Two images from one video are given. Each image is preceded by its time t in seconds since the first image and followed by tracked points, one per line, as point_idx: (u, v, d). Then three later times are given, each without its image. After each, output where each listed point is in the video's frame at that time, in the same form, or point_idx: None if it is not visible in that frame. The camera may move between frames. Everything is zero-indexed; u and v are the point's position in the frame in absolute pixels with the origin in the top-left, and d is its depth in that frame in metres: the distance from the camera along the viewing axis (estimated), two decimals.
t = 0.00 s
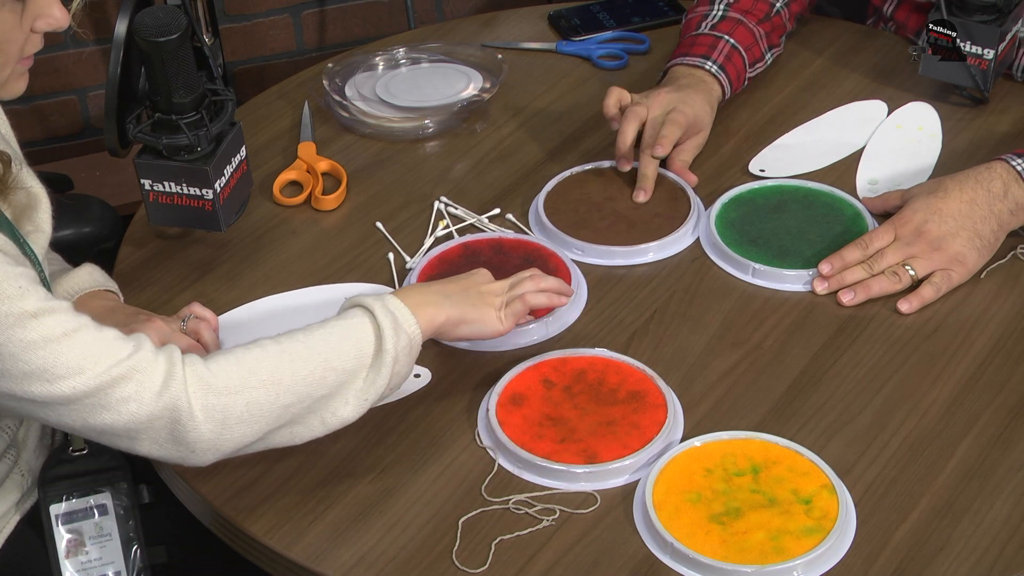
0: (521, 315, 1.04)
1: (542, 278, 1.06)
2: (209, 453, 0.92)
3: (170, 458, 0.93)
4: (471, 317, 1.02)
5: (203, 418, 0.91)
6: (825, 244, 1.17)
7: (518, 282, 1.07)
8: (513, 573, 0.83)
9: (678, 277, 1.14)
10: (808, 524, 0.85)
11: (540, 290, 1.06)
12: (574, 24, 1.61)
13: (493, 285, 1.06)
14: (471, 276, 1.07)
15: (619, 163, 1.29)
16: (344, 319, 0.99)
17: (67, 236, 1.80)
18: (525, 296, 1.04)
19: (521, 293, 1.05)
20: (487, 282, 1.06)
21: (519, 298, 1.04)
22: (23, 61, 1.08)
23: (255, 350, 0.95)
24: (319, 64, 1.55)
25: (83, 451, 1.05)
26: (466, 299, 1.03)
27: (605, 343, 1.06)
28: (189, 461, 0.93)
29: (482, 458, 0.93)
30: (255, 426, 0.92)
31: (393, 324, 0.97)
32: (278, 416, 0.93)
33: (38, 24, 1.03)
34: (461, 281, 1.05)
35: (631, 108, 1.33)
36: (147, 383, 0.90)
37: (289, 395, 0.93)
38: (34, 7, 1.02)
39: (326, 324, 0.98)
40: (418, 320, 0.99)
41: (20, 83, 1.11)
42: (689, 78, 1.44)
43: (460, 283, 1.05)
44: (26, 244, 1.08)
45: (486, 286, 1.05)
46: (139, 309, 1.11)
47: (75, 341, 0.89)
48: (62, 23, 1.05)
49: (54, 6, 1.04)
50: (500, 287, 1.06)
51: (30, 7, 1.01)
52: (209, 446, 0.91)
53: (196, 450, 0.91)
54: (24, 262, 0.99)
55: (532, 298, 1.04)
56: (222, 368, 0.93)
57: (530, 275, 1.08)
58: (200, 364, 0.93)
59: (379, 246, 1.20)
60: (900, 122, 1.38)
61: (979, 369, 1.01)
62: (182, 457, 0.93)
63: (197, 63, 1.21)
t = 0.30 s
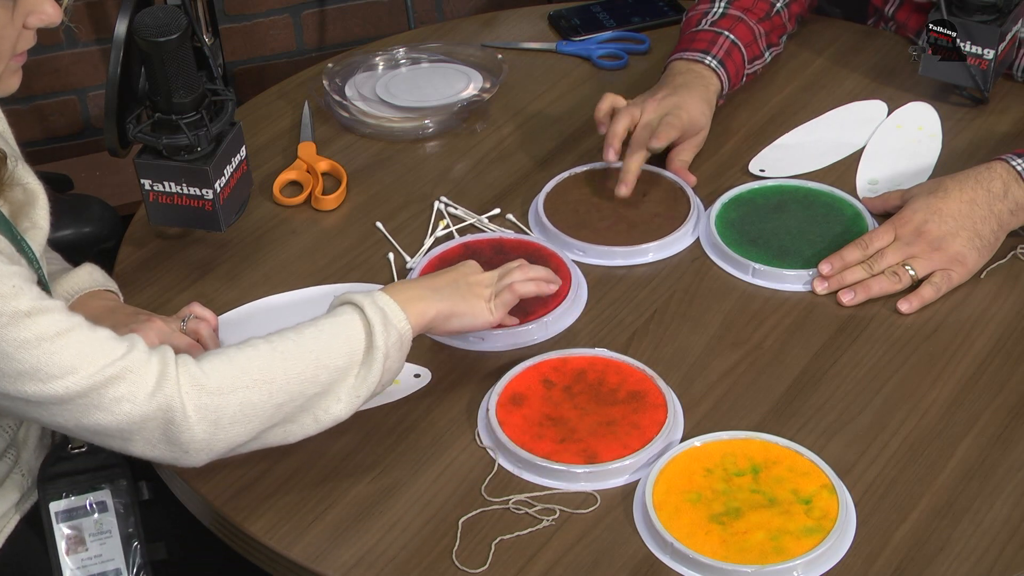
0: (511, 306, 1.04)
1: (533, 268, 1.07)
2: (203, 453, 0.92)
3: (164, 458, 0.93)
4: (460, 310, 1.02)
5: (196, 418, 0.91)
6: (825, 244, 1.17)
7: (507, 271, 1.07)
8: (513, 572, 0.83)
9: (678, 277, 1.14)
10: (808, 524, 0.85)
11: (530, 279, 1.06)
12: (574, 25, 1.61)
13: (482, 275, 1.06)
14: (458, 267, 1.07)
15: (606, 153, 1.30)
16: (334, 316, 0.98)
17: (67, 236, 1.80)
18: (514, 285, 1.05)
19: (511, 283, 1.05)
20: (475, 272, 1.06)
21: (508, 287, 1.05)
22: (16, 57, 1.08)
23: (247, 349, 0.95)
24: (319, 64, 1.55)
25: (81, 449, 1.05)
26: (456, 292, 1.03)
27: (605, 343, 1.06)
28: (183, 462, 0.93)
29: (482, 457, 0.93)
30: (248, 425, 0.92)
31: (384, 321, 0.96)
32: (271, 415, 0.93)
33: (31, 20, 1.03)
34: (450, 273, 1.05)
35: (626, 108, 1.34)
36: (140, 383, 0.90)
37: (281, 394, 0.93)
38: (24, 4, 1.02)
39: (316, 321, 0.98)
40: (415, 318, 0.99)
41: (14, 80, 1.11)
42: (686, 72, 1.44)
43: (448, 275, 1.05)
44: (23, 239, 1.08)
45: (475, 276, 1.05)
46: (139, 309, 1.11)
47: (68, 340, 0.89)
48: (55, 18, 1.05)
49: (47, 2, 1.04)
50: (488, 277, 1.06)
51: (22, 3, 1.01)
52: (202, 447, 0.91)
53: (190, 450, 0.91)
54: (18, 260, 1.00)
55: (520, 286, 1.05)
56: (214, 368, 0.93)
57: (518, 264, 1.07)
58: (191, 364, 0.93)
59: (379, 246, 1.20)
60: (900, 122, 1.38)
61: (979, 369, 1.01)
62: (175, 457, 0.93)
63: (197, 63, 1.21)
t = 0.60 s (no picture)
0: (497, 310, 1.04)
1: (521, 270, 1.06)
2: (182, 461, 0.92)
3: (144, 465, 0.93)
4: (446, 319, 1.01)
5: (176, 427, 0.90)
6: (825, 244, 1.17)
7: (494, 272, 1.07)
8: (513, 572, 0.83)
9: (678, 277, 1.14)
10: (808, 524, 0.85)
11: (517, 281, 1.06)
12: (574, 25, 1.61)
13: (468, 278, 1.05)
14: (444, 272, 1.06)
15: (621, 164, 1.29)
16: (319, 326, 0.97)
17: (67, 236, 1.80)
18: (500, 289, 1.04)
19: (496, 287, 1.04)
20: (461, 274, 1.06)
21: (494, 292, 1.04)
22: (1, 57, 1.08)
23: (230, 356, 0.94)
24: (319, 64, 1.55)
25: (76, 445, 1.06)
26: (441, 301, 1.02)
27: (605, 343, 1.06)
28: (162, 468, 0.93)
29: (482, 457, 0.93)
30: (227, 436, 0.92)
31: (369, 334, 0.96)
32: (252, 425, 0.92)
33: (15, 19, 1.03)
34: (436, 280, 1.04)
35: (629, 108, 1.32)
36: (122, 390, 0.89)
37: (263, 404, 0.92)
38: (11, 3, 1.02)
39: (301, 331, 0.97)
40: (409, 327, 0.99)
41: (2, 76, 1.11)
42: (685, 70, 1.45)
43: (434, 283, 1.04)
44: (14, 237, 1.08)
45: (460, 281, 1.05)
46: (139, 308, 1.11)
47: (52, 343, 0.89)
48: (39, 18, 1.05)
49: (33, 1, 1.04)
50: (475, 280, 1.05)
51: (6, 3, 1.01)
52: (182, 454, 0.91)
53: (170, 458, 0.91)
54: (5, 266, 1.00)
55: (506, 290, 1.04)
56: (197, 374, 0.92)
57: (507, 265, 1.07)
58: (175, 371, 0.92)
59: (379, 246, 1.20)
60: (900, 122, 1.38)
61: (979, 369, 1.01)
62: (154, 463, 0.92)
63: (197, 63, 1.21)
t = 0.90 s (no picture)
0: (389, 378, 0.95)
1: (410, 329, 0.94)
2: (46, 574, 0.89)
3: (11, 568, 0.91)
4: (337, 402, 0.93)
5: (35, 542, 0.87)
6: (825, 244, 1.17)
7: (385, 325, 0.96)
8: (513, 573, 0.83)
9: (678, 277, 1.14)
10: (808, 524, 0.85)
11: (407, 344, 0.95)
12: (574, 25, 1.61)
13: (355, 346, 0.95)
14: (329, 337, 0.95)
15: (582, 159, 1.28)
16: (196, 426, 0.90)
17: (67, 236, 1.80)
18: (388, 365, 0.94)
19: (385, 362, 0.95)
20: (348, 341, 0.95)
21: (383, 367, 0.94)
22: None
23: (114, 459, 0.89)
24: (319, 64, 1.55)
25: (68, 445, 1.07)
26: (326, 383, 0.93)
27: (605, 343, 1.06)
28: None
29: (481, 458, 0.93)
30: (91, 548, 0.88)
31: (250, 437, 0.89)
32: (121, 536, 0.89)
33: (10, 20, 1.03)
34: (322, 355, 0.94)
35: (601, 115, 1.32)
36: None
37: (132, 517, 0.88)
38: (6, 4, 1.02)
39: (176, 433, 0.90)
40: (298, 418, 0.91)
41: None
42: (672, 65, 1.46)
43: (318, 359, 0.94)
44: (6, 241, 1.08)
45: (347, 352, 0.94)
46: (138, 309, 1.11)
47: None
48: (34, 20, 1.05)
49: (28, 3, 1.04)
50: (362, 346, 0.95)
51: None
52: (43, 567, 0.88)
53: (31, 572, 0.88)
54: None
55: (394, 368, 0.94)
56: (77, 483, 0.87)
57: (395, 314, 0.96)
58: (48, 480, 0.87)
59: (380, 246, 1.20)
60: (900, 122, 1.38)
61: (979, 369, 1.01)
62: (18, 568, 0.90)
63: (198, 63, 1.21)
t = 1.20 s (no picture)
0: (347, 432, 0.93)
1: (362, 378, 0.94)
2: None
3: None
4: (298, 452, 0.92)
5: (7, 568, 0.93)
6: (825, 245, 1.17)
7: (346, 383, 0.97)
8: (513, 572, 0.83)
9: (678, 277, 1.14)
10: (808, 524, 0.85)
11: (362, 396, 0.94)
12: (574, 24, 1.61)
13: (314, 402, 0.96)
14: (289, 396, 0.97)
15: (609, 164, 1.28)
16: (158, 468, 0.93)
17: (67, 235, 1.80)
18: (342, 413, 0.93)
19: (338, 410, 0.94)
20: (307, 399, 0.97)
21: (338, 415, 0.93)
22: None
23: (78, 493, 0.94)
24: (319, 64, 1.55)
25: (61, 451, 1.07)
26: (285, 434, 0.93)
27: (605, 343, 1.06)
28: None
29: (481, 458, 0.93)
30: None
31: (209, 482, 0.90)
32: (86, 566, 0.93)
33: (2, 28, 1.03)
34: (280, 410, 0.96)
35: (615, 108, 1.31)
36: None
37: (96, 550, 0.92)
38: None
39: (141, 472, 0.93)
40: (253, 465, 0.91)
41: None
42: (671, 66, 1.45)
43: (277, 414, 0.96)
44: None
45: (306, 407, 0.96)
46: (138, 309, 1.11)
47: None
48: (24, 29, 1.05)
49: (18, 10, 1.04)
50: (322, 401, 0.96)
51: None
52: None
53: None
54: None
55: (348, 414, 0.92)
56: (43, 510, 0.93)
57: (353, 367, 0.97)
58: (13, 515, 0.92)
59: (380, 246, 1.20)
60: (900, 122, 1.38)
61: (979, 369, 1.01)
62: None
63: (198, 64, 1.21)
